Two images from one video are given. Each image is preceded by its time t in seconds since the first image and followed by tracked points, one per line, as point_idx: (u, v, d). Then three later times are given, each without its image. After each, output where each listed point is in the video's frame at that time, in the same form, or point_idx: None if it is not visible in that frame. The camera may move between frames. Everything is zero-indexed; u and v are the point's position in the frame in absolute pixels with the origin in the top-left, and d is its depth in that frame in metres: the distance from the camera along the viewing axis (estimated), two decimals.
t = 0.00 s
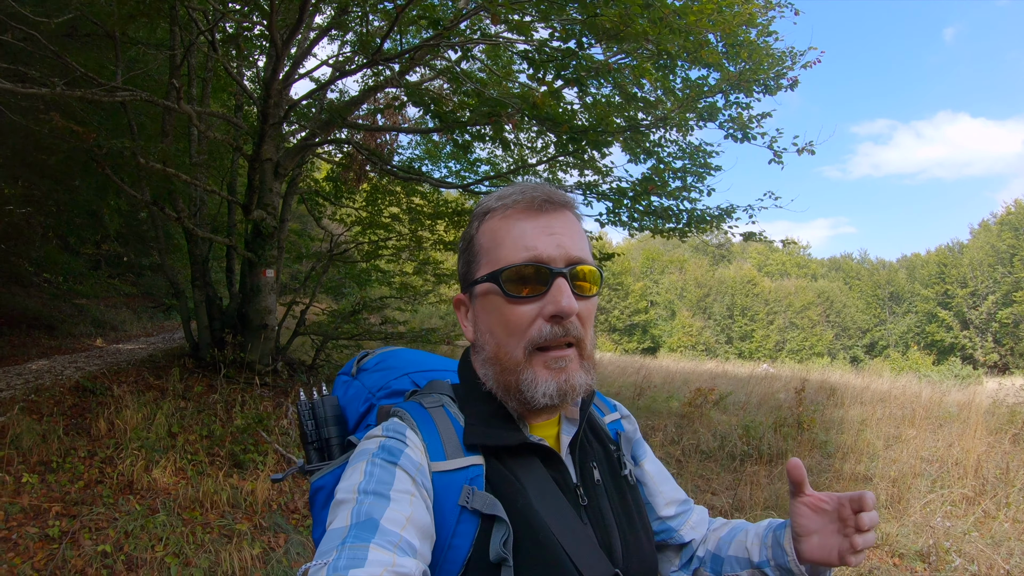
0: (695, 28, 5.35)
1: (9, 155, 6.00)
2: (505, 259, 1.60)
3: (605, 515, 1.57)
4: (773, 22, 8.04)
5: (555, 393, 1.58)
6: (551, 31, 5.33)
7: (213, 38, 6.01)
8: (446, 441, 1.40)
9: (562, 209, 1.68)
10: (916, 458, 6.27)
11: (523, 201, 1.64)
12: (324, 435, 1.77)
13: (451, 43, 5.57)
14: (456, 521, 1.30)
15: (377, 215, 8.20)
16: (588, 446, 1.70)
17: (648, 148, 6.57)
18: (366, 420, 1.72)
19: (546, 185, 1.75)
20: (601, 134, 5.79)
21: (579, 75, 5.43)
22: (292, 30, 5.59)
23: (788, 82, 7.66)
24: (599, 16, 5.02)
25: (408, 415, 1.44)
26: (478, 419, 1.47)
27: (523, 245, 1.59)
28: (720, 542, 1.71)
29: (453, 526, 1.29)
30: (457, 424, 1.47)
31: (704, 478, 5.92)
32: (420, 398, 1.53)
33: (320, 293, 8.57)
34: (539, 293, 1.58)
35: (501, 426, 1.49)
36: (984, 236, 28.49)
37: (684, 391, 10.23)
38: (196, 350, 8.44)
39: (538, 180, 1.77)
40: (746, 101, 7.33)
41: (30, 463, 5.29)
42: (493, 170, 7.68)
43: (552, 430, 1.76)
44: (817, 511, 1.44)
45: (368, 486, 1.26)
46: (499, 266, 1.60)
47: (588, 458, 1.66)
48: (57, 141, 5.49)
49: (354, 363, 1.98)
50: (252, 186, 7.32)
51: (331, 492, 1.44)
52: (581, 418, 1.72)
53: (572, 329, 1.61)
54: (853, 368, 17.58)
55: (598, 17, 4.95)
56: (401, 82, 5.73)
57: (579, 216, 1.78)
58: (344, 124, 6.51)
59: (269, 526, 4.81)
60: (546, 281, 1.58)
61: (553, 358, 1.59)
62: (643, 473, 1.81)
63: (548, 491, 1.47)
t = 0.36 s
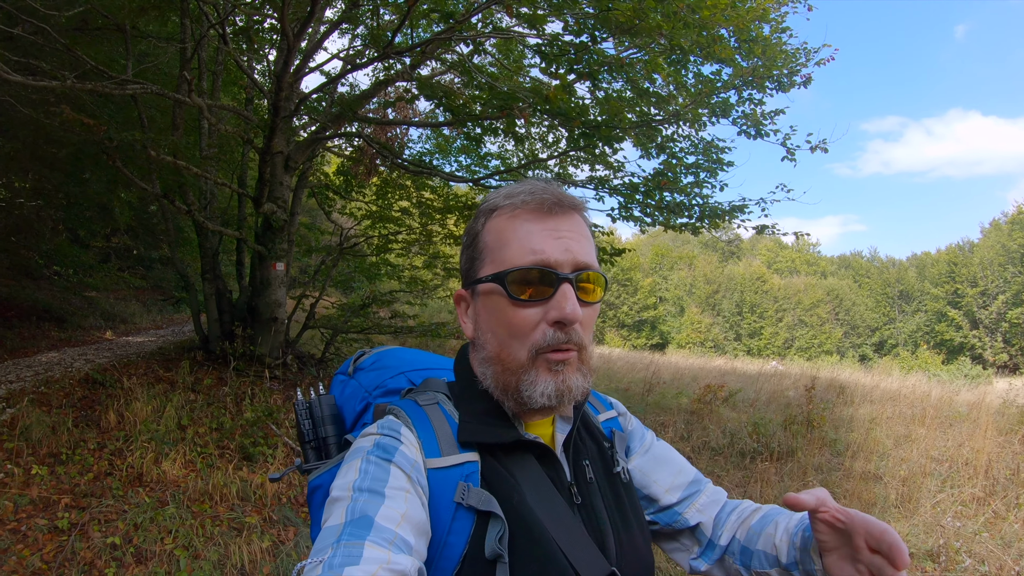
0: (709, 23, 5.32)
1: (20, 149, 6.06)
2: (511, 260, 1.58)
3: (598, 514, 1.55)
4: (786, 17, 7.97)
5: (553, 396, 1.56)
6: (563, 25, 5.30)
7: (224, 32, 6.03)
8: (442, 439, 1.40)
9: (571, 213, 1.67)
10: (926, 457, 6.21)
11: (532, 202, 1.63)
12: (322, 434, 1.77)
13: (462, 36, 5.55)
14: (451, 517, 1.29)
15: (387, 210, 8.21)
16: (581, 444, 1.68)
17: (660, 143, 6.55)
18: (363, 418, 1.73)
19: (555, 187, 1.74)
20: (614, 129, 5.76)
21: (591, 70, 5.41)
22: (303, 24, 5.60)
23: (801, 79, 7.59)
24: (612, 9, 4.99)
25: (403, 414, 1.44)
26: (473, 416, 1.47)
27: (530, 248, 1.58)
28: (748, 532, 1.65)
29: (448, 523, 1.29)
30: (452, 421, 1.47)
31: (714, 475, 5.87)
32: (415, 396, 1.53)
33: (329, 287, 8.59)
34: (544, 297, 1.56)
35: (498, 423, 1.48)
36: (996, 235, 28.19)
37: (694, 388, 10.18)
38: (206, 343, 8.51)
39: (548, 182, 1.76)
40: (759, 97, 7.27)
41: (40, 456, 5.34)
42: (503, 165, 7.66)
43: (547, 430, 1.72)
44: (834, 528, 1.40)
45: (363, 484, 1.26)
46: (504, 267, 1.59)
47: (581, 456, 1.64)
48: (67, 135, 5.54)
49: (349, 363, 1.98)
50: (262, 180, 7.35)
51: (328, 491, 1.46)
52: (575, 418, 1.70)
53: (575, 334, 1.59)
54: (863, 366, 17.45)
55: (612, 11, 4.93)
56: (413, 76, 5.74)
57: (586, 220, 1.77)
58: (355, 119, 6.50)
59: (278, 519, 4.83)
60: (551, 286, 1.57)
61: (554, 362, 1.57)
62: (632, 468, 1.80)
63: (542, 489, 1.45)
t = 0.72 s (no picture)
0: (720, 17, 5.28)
1: (31, 148, 6.12)
2: (521, 258, 1.58)
3: (593, 519, 1.55)
4: (797, 12, 7.90)
5: (553, 397, 1.55)
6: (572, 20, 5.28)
7: (232, 30, 6.05)
8: (441, 435, 1.40)
9: (584, 217, 1.67)
10: (937, 456, 6.15)
11: (547, 203, 1.63)
12: (323, 427, 1.78)
13: (471, 32, 5.53)
14: (446, 513, 1.29)
15: (396, 206, 8.21)
16: (580, 449, 1.68)
17: (670, 139, 6.53)
18: (365, 413, 1.73)
19: (572, 191, 1.74)
20: (624, 126, 5.75)
21: (601, 66, 5.40)
22: (311, 21, 5.60)
23: (812, 74, 7.53)
24: (621, 3, 4.96)
25: (404, 409, 1.44)
26: (474, 414, 1.46)
27: (541, 248, 1.58)
28: (729, 559, 1.62)
29: (442, 518, 1.29)
30: (453, 418, 1.47)
31: (724, 472, 5.83)
32: (417, 392, 1.53)
33: (339, 284, 8.62)
34: (551, 296, 1.55)
35: (498, 421, 1.48)
36: (1009, 232, 27.85)
37: (703, 385, 10.13)
38: (216, 339, 8.57)
39: (564, 186, 1.77)
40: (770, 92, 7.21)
41: (49, 452, 5.40)
42: (513, 161, 7.65)
43: (547, 432, 1.72)
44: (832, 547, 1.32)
45: (360, 477, 1.25)
46: (513, 264, 1.59)
47: (579, 461, 1.64)
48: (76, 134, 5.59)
49: (355, 359, 1.99)
50: (272, 177, 7.39)
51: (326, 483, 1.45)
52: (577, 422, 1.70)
53: (580, 336, 1.59)
54: (874, 364, 17.30)
55: (621, 6, 4.91)
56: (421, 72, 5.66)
57: (599, 225, 1.77)
58: (364, 116, 6.50)
59: (287, 516, 4.85)
60: (559, 286, 1.56)
61: (557, 362, 1.56)
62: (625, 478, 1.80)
63: (539, 490, 1.45)
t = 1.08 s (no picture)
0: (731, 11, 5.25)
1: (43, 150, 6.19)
2: (509, 259, 1.58)
3: (599, 513, 1.54)
4: (807, 5, 7.84)
5: (549, 398, 1.54)
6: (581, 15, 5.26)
7: (242, 30, 6.08)
8: (448, 432, 1.40)
9: (573, 212, 1.65)
10: (951, 452, 6.09)
11: (533, 201, 1.61)
12: (329, 428, 1.81)
13: (481, 29, 5.52)
14: (456, 511, 1.29)
15: (408, 204, 8.23)
16: (585, 443, 1.66)
17: (681, 134, 6.51)
18: (371, 412, 1.75)
19: (563, 186, 1.72)
20: (635, 120, 5.72)
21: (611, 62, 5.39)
22: (321, 19, 5.62)
23: (823, 67, 7.47)
24: None
25: (411, 407, 1.44)
26: (480, 412, 1.47)
27: (528, 247, 1.57)
28: (772, 529, 1.61)
29: (453, 516, 1.28)
30: (459, 415, 1.47)
31: (736, 469, 5.79)
32: (423, 390, 1.54)
33: (352, 282, 8.67)
34: (541, 296, 1.55)
35: (504, 419, 1.47)
36: None
37: (716, 381, 10.09)
38: (229, 338, 8.64)
39: (556, 181, 1.75)
40: (781, 86, 7.16)
41: (64, 450, 5.46)
42: (523, 157, 7.64)
43: (553, 428, 1.72)
44: (917, 495, 1.32)
45: (369, 476, 1.25)
46: (502, 266, 1.59)
47: (584, 456, 1.62)
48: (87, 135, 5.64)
49: (359, 357, 1.99)
50: (283, 175, 7.43)
51: (334, 483, 1.45)
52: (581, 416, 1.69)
53: (572, 335, 1.57)
54: (887, 360, 17.16)
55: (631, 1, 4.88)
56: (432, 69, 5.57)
57: (593, 219, 1.74)
58: (375, 114, 6.51)
59: (299, 513, 4.87)
60: (548, 285, 1.55)
61: (550, 363, 1.55)
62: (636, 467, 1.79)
63: (545, 486, 1.44)
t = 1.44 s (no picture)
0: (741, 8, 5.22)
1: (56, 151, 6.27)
2: (514, 257, 1.57)
3: (598, 511, 1.53)
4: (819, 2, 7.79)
5: (553, 398, 1.53)
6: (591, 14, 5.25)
7: (253, 31, 6.11)
8: (449, 430, 1.39)
9: (579, 210, 1.64)
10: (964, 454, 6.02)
11: (539, 199, 1.61)
12: (331, 425, 1.82)
13: (491, 29, 5.53)
14: (457, 509, 1.29)
15: (419, 204, 8.25)
16: (584, 442, 1.66)
17: (693, 132, 6.50)
18: (372, 410, 1.73)
19: (568, 183, 1.72)
20: (646, 118, 5.69)
21: (622, 60, 5.36)
22: (332, 20, 5.65)
23: (835, 65, 7.41)
24: None
25: (412, 405, 1.44)
26: (480, 409, 1.46)
27: (533, 246, 1.56)
28: (757, 522, 1.59)
29: (453, 514, 1.28)
30: (460, 413, 1.46)
31: (748, 470, 5.74)
32: (424, 387, 1.53)
33: (363, 282, 8.70)
34: (546, 295, 1.54)
35: (503, 417, 1.47)
36: None
37: (727, 381, 10.03)
38: (240, 337, 8.70)
39: (560, 178, 1.74)
40: (792, 84, 7.12)
41: (75, 449, 5.52)
42: (534, 157, 7.63)
43: (553, 426, 1.71)
44: (865, 464, 1.28)
45: (370, 473, 1.25)
46: (506, 264, 1.58)
47: (583, 454, 1.62)
48: (98, 136, 5.70)
49: (361, 354, 1.97)
50: (294, 175, 7.46)
51: (335, 480, 1.45)
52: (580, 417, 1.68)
53: (578, 335, 1.56)
54: (901, 361, 16.99)
55: None
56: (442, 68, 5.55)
57: (597, 217, 1.73)
58: (385, 114, 6.51)
59: (309, 512, 4.88)
60: (553, 284, 1.55)
61: (554, 362, 1.54)
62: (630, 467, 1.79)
63: (545, 484, 1.44)
